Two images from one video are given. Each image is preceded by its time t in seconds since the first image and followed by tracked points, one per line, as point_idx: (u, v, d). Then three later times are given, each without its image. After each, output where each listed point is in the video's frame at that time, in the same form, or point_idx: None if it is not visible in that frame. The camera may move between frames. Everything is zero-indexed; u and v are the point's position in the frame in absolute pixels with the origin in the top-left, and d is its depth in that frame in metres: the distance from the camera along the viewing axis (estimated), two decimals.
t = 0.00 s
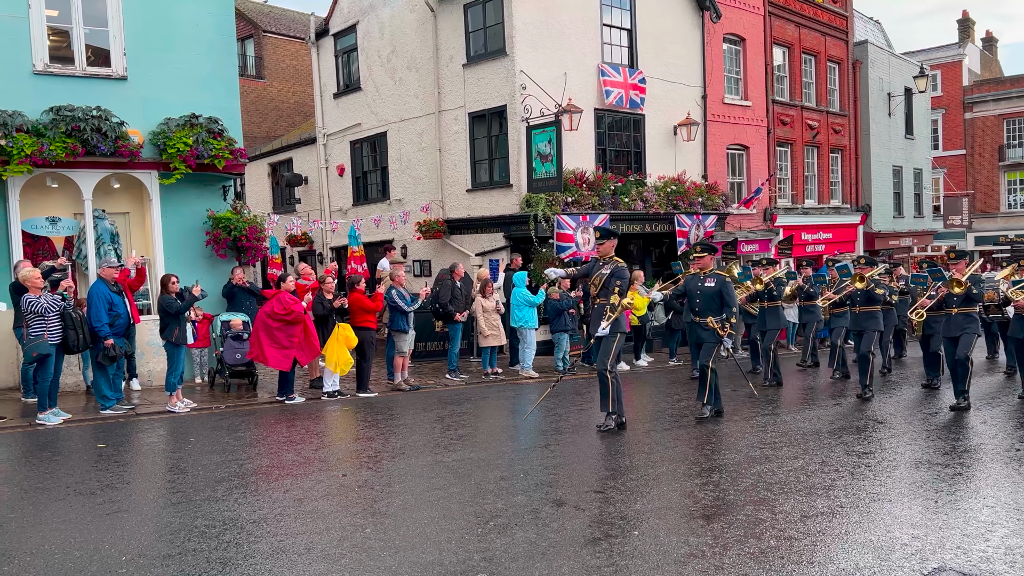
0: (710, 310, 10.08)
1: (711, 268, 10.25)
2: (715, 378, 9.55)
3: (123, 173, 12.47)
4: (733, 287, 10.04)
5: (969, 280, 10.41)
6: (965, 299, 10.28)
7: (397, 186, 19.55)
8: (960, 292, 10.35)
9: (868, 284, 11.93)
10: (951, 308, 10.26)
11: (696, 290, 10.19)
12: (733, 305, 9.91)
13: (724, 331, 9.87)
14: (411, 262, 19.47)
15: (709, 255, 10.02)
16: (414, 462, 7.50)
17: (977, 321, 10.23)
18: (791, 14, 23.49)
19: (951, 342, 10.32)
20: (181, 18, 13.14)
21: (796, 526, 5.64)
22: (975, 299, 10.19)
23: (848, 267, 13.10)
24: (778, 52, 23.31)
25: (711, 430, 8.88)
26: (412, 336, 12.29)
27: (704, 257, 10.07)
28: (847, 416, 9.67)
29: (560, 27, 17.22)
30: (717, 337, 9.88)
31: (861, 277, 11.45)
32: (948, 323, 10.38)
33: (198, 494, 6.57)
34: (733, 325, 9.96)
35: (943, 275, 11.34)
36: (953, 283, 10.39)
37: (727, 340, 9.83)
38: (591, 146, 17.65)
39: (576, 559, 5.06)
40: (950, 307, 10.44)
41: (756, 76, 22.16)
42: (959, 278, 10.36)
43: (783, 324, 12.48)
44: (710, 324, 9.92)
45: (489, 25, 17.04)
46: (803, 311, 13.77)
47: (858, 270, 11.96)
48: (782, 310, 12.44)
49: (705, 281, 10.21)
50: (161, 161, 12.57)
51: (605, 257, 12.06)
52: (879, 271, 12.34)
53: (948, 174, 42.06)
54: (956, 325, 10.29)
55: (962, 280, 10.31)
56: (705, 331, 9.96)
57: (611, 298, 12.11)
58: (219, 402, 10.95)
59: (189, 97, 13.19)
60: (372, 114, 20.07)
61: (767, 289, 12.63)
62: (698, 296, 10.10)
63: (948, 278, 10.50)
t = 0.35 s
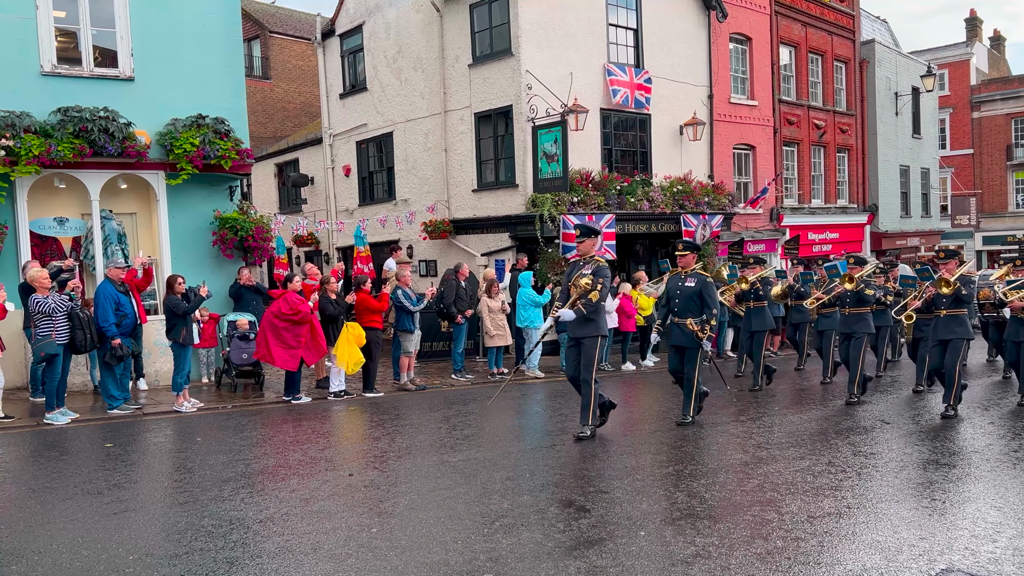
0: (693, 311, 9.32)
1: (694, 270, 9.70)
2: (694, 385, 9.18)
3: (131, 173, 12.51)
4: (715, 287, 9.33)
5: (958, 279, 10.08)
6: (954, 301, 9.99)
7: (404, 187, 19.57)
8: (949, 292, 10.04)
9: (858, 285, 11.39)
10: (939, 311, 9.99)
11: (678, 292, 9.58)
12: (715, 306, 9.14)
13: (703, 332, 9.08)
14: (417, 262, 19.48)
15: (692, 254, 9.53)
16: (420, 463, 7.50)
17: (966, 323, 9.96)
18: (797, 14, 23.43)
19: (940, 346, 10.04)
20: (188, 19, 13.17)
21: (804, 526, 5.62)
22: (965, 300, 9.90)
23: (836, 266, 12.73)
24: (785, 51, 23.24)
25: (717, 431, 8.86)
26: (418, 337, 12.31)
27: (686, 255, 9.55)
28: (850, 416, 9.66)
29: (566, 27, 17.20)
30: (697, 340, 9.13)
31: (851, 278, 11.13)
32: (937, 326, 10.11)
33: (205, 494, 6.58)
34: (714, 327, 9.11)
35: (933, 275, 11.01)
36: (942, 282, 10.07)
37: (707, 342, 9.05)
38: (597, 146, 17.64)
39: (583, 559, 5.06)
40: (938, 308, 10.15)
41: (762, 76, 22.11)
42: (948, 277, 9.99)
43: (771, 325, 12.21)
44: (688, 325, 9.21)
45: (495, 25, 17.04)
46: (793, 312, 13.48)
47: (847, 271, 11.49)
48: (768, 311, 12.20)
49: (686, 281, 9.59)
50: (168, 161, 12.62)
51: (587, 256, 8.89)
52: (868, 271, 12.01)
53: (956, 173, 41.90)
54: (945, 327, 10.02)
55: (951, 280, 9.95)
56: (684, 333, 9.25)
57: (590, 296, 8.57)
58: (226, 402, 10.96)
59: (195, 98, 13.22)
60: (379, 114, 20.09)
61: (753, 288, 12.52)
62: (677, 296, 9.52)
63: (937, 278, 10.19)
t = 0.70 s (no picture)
0: (667, 317, 9.21)
1: (669, 274, 9.48)
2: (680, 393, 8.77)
3: (136, 173, 12.54)
4: (691, 291, 9.22)
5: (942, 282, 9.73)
6: (940, 304, 9.59)
7: (408, 187, 19.58)
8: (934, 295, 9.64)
9: (843, 286, 10.90)
10: (925, 314, 9.62)
11: (650, 296, 9.39)
12: (691, 311, 9.12)
13: (681, 340, 9.06)
14: (421, 262, 19.49)
15: (666, 258, 9.39)
16: (424, 463, 7.50)
17: (953, 328, 9.55)
18: (802, 13, 23.40)
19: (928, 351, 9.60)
20: (193, 19, 13.19)
21: (808, 527, 5.60)
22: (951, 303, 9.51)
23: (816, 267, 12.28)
24: (789, 51, 23.20)
25: (723, 431, 8.83)
26: (423, 336, 12.31)
27: (660, 259, 9.39)
28: (855, 417, 9.64)
29: (570, 27, 17.20)
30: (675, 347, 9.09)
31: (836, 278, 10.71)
32: (922, 330, 9.66)
33: (209, 493, 6.60)
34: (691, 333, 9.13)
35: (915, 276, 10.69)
36: (924, 284, 9.76)
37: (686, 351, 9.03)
38: (602, 146, 17.63)
39: (587, 559, 5.05)
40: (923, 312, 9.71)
41: (767, 75, 22.08)
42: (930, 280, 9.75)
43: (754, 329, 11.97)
44: (665, 331, 9.08)
45: (500, 25, 17.04)
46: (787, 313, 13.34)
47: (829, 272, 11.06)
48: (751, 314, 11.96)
49: (660, 286, 9.39)
50: (173, 162, 12.64)
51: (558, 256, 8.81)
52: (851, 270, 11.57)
53: (962, 173, 41.75)
54: (931, 332, 9.57)
55: (934, 283, 9.72)
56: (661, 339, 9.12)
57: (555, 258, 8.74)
58: (230, 402, 10.98)
59: (200, 98, 13.24)
60: (383, 114, 20.10)
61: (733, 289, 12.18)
62: (653, 302, 9.30)
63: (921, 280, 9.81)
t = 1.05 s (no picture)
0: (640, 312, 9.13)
1: (643, 267, 9.35)
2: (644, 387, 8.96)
3: (140, 173, 12.57)
4: (665, 285, 9.14)
5: (921, 278, 9.87)
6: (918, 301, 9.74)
7: (412, 187, 19.60)
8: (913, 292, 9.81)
9: (822, 283, 10.95)
10: (902, 310, 9.79)
11: (625, 290, 9.31)
12: (665, 306, 8.99)
13: (653, 334, 8.97)
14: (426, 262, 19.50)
15: (640, 251, 9.20)
16: (427, 462, 7.51)
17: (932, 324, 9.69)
18: (807, 13, 23.36)
19: (905, 347, 9.77)
20: (198, 19, 13.21)
21: (812, 528, 5.59)
22: (931, 300, 9.67)
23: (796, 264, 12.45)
24: (794, 51, 23.16)
25: (727, 432, 8.82)
26: (426, 336, 12.32)
27: (635, 253, 9.23)
28: (861, 417, 9.67)
29: (574, 27, 17.19)
30: (647, 342, 9.01)
31: (815, 275, 10.79)
32: (902, 326, 9.84)
33: (214, 493, 6.60)
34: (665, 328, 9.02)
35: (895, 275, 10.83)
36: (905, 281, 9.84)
37: (658, 345, 8.95)
38: (606, 146, 17.62)
39: (590, 559, 5.05)
40: (903, 309, 9.91)
41: (772, 75, 22.05)
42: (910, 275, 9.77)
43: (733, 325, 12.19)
44: (639, 326, 9.02)
45: (504, 25, 17.04)
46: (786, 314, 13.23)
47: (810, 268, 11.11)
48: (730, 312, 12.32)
49: (636, 279, 9.29)
50: (178, 161, 12.67)
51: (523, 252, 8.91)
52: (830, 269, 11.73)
53: (967, 173, 41.60)
54: (910, 328, 9.75)
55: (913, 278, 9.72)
56: (632, 333, 9.05)
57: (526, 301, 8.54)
58: (235, 402, 11.00)
59: (204, 97, 13.26)
60: (387, 114, 20.12)
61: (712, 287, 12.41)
62: (628, 297, 9.23)
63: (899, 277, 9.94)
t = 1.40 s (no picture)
0: (616, 315, 8.53)
1: (620, 267, 8.74)
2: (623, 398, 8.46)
3: (147, 173, 12.62)
4: (643, 287, 8.48)
5: (908, 283, 9.52)
6: (905, 304, 9.35)
7: (418, 186, 19.62)
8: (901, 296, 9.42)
9: (806, 285, 10.76)
10: (889, 315, 9.43)
11: (601, 292, 8.70)
12: (642, 309, 8.37)
13: (631, 339, 8.36)
14: (431, 262, 19.51)
15: (618, 251, 8.62)
16: (432, 462, 7.51)
17: (919, 329, 9.36)
18: (814, 13, 23.30)
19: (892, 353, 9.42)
20: (204, 19, 13.23)
21: (818, 529, 5.58)
22: (919, 304, 9.29)
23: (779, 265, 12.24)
24: (801, 51, 23.10)
25: (732, 432, 8.80)
26: (431, 336, 12.34)
27: (612, 252, 8.64)
28: (868, 416, 9.72)
29: (580, 26, 17.18)
30: (624, 347, 8.41)
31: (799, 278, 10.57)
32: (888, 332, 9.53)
33: (219, 491, 6.62)
34: (642, 332, 8.40)
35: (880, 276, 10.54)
36: (891, 284, 9.44)
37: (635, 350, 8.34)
38: (611, 146, 17.61)
39: (595, 560, 5.04)
40: (889, 314, 9.56)
41: (778, 75, 22.00)
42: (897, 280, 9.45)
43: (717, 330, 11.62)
44: (614, 330, 8.43)
45: (510, 24, 17.04)
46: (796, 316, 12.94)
47: (794, 270, 10.96)
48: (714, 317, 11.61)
49: (612, 282, 8.66)
50: (184, 161, 12.70)
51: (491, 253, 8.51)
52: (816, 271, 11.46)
53: (975, 174, 41.43)
54: (896, 333, 9.40)
55: (900, 282, 9.41)
56: (606, 339, 8.45)
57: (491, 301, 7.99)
58: (240, 401, 11.03)
59: (210, 97, 13.28)
60: (393, 114, 20.14)
61: (696, 290, 12.08)
62: (602, 298, 8.65)
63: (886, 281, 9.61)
